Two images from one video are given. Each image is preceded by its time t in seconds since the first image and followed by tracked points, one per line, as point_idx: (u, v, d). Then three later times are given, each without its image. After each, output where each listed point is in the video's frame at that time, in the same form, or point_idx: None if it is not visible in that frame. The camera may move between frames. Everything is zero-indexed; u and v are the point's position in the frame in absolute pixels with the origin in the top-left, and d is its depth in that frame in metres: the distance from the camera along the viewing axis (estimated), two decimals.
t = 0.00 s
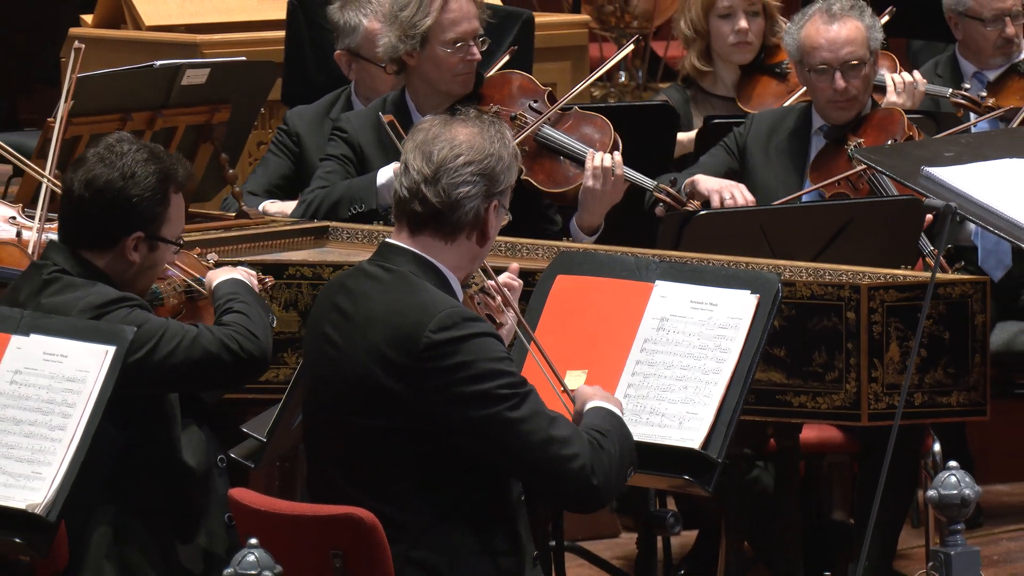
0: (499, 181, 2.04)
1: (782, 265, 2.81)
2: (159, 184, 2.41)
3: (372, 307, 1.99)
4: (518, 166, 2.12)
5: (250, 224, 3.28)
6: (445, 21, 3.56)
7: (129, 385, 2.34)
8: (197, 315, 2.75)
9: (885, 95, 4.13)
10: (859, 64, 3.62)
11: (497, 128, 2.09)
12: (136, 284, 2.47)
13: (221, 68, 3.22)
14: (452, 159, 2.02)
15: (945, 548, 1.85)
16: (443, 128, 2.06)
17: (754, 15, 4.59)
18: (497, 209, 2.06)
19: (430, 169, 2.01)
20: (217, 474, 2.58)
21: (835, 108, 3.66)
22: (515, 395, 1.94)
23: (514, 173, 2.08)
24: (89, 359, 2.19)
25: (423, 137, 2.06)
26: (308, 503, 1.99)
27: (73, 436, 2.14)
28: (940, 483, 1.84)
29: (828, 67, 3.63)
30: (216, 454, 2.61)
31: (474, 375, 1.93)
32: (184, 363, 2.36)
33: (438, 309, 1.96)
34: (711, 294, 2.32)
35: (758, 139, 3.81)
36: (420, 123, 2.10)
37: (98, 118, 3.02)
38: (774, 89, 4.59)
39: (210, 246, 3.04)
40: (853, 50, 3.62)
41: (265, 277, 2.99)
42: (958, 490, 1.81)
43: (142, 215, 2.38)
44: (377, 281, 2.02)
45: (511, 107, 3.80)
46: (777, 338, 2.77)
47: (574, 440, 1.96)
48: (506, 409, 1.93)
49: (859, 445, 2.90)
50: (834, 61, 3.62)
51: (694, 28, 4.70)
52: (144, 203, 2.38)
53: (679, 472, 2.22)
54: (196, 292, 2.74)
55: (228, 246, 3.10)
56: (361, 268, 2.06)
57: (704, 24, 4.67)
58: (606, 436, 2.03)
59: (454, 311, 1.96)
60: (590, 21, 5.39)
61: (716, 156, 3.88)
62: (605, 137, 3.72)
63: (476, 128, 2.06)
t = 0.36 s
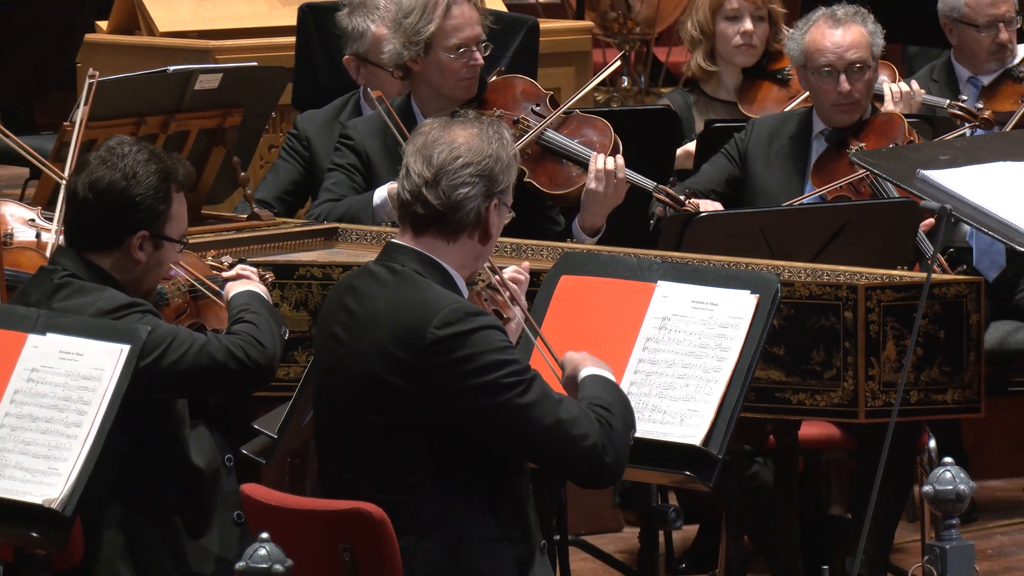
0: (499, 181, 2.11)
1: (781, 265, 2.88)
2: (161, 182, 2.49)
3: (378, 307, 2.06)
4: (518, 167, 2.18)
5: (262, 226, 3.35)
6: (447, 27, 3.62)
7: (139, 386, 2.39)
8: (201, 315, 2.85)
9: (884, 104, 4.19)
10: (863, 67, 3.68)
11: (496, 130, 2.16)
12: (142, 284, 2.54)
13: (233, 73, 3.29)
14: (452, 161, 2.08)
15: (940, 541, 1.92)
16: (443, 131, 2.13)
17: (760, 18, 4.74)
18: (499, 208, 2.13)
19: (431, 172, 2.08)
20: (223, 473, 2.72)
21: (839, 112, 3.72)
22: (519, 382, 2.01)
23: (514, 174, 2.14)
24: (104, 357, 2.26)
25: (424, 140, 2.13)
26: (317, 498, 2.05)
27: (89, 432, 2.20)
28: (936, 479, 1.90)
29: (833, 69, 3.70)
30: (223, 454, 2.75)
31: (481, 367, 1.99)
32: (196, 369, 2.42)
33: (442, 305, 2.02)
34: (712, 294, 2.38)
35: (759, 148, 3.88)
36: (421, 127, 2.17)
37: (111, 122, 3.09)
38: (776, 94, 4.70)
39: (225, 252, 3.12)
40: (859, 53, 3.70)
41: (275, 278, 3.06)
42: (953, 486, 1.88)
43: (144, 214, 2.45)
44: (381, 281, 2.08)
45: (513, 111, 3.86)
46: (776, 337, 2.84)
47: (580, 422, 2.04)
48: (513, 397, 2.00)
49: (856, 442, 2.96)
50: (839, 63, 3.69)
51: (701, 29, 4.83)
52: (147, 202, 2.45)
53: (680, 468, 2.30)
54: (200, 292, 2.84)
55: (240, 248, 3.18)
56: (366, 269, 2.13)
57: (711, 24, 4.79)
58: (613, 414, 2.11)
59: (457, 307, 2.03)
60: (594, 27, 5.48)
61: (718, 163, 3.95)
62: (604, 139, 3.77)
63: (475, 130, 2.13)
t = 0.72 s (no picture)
0: (488, 179, 2.16)
1: (779, 265, 2.94)
2: (150, 180, 2.53)
3: (379, 306, 2.12)
4: (509, 162, 2.23)
5: (274, 228, 3.43)
6: (455, 33, 3.70)
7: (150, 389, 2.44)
8: (196, 307, 2.84)
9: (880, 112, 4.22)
10: (868, 69, 3.76)
11: (482, 128, 2.21)
12: (145, 281, 2.59)
13: (245, 78, 3.36)
14: (439, 167, 2.15)
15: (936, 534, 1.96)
16: (429, 137, 2.19)
17: (762, 23, 4.84)
18: (493, 204, 2.18)
19: (420, 180, 2.15)
20: (230, 470, 2.65)
21: (846, 113, 3.79)
22: (521, 366, 2.07)
23: (505, 170, 2.20)
24: (119, 356, 2.30)
25: (413, 146, 2.20)
26: (327, 493, 2.11)
27: (104, 428, 2.25)
28: (931, 474, 1.94)
29: (840, 71, 3.77)
30: (231, 450, 2.71)
31: (484, 358, 2.06)
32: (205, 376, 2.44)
33: (440, 298, 2.08)
34: (713, 293, 2.45)
35: (761, 152, 3.95)
36: (410, 133, 2.24)
37: (126, 127, 3.16)
38: (776, 99, 4.76)
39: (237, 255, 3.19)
40: (865, 54, 3.78)
41: (285, 278, 3.13)
42: (949, 481, 1.91)
43: (138, 212, 2.50)
44: (380, 279, 2.15)
45: (520, 115, 3.93)
46: (776, 336, 2.90)
47: (583, 399, 2.10)
48: (518, 382, 2.06)
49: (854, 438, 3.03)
50: (846, 65, 3.76)
51: (705, 32, 4.92)
52: (140, 200, 2.51)
53: (681, 464, 2.37)
54: (195, 283, 2.83)
55: (252, 248, 3.26)
56: (367, 269, 2.20)
57: (715, 27, 4.89)
58: (613, 388, 2.16)
59: (455, 299, 2.08)
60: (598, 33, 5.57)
61: (722, 166, 4.03)
62: (609, 142, 3.84)
63: (461, 133, 2.19)
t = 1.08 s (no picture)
0: (492, 181, 2.22)
1: (779, 266, 3.01)
2: (149, 179, 2.55)
3: (386, 303, 2.19)
4: (511, 163, 2.29)
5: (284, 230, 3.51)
6: (466, 39, 3.77)
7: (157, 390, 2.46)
8: (193, 301, 2.85)
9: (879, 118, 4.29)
10: (873, 80, 3.83)
11: (486, 130, 2.27)
12: (142, 279, 2.61)
13: (258, 84, 3.44)
14: (443, 169, 2.21)
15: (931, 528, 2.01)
16: (435, 138, 2.25)
17: (762, 29, 4.94)
18: (496, 205, 2.24)
19: (424, 181, 2.21)
20: (236, 461, 2.72)
21: (849, 119, 3.85)
22: (526, 358, 2.13)
23: (508, 172, 2.26)
24: (133, 354, 2.32)
25: (418, 148, 2.26)
26: (337, 488, 2.18)
27: (119, 426, 2.27)
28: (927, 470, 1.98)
29: (844, 79, 3.84)
30: (237, 441, 2.77)
31: (489, 351, 2.12)
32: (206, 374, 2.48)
33: (445, 295, 2.15)
34: (713, 293, 2.52)
35: (765, 155, 4.03)
36: (416, 133, 2.30)
37: (140, 131, 3.24)
38: (776, 103, 4.86)
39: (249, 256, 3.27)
40: (869, 65, 3.84)
41: (296, 278, 3.21)
42: (943, 478, 1.96)
43: (139, 211, 2.52)
44: (386, 277, 2.22)
45: (530, 120, 4.00)
46: (775, 335, 2.97)
47: (587, 382, 2.17)
48: (524, 375, 2.13)
49: (851, 434, 3.10)
50: (851, 74, 3.83)
51: (706, 37, 5.01)
52: (139, 199, 2.52)
53: (682, 460, 2.43)
54: (192, 279, 2.84)
55: (263, 248, 3.33)
56: (373, 268, 2.26)
57: (716, 33, 4.98)
58: (616, 369, 2.24)
59: (460, 296, 2.15)
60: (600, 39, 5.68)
61: (725, 169, 4.11)
62: (616, 146, 3.93)
63: (466, 135, 2.25)
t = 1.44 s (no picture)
0: (501, 185, 2.30)
1: (779, 266, 3.08)
2: (155, 180, 2.56)
3: (396, 302, 2.26)
4: (520, 169, 2.37)
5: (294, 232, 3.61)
6: (477, 45, 3.84)
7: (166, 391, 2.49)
8: (197, 303, 2.90)
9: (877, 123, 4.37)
10: (875, 90, 3.89)
11: (498, 136, 2.35)
12: (148, 281, 2.61)
13: (270, 89, 3.51)
14: (456, 172, 2.28)
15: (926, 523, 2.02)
16: (448, 142, 2.32)
17: (763, 36, 4.99)
18: (504, 209, 2.32)
19: (437, 183, 2.28)
20: (245, 459, 2.69)
21: (849, 126, 3.93)
22: (532, 351, 2.21)
23: (517, 176, 2.34)
24: (148, 352, 2.38)
25: (430, 151, 2.33)
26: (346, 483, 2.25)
27: (132, 423, 2.32)
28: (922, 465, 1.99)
29: (846, 88, 3.90)
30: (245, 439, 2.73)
31: (498, 344, 2.20)
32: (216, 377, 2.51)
33: (454, 293, 2.22)
34: (713, 293, 2.59)
35: (769, 157, 4.14)
36: (429, 136, 2.37)
37: (153, 134, 3.31)
38: (779, 107, 4.95)
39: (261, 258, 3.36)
40: (871, 76, 3.88)
41: (305, 278, 3.30)
42: (937, 473, 1.96)
43: (146, 211, 2.53)
44: (394, 276, 2.28)
45: (538, 124, 4.07)
46: (774, 334, 3.04)
47: (593, 370, 2.26)
48: (532, 366, 2.21)
49: (847, 431, 3.17)
50: (852, 83, 3.89)
51: (709, 45, 5.09)
52: (147, 200, 2.53)
53: (684, 456, 2.49)
54: (195, 280, 2.89)
55: (272, 250, 3.44)
56: (381, 268, 2.33)
57: (718, 41, 5.06)
58: (620, 358, 2.33)
59: (470, 294, 2.22)
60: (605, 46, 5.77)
61: (731, 179, 4.21)
62: (623, 151, 4.04)
63: (479, 139, 2.32)
